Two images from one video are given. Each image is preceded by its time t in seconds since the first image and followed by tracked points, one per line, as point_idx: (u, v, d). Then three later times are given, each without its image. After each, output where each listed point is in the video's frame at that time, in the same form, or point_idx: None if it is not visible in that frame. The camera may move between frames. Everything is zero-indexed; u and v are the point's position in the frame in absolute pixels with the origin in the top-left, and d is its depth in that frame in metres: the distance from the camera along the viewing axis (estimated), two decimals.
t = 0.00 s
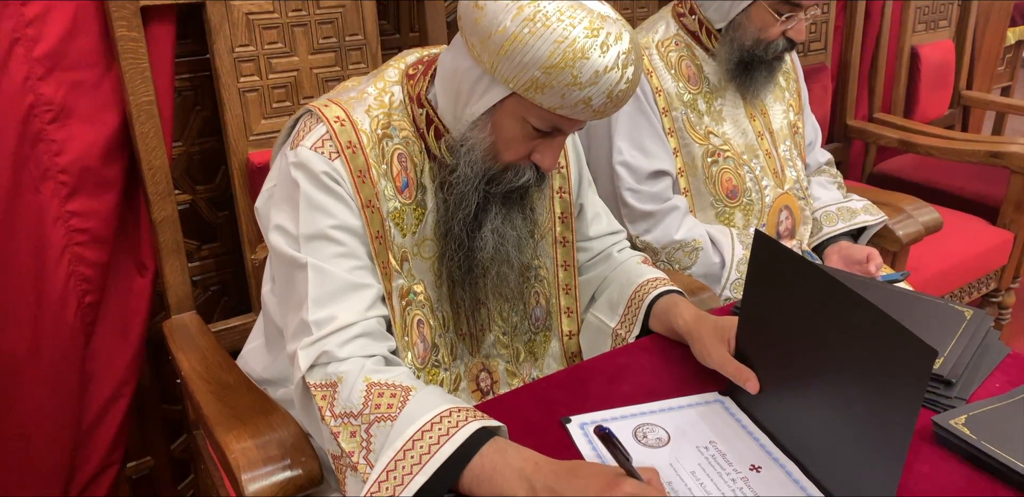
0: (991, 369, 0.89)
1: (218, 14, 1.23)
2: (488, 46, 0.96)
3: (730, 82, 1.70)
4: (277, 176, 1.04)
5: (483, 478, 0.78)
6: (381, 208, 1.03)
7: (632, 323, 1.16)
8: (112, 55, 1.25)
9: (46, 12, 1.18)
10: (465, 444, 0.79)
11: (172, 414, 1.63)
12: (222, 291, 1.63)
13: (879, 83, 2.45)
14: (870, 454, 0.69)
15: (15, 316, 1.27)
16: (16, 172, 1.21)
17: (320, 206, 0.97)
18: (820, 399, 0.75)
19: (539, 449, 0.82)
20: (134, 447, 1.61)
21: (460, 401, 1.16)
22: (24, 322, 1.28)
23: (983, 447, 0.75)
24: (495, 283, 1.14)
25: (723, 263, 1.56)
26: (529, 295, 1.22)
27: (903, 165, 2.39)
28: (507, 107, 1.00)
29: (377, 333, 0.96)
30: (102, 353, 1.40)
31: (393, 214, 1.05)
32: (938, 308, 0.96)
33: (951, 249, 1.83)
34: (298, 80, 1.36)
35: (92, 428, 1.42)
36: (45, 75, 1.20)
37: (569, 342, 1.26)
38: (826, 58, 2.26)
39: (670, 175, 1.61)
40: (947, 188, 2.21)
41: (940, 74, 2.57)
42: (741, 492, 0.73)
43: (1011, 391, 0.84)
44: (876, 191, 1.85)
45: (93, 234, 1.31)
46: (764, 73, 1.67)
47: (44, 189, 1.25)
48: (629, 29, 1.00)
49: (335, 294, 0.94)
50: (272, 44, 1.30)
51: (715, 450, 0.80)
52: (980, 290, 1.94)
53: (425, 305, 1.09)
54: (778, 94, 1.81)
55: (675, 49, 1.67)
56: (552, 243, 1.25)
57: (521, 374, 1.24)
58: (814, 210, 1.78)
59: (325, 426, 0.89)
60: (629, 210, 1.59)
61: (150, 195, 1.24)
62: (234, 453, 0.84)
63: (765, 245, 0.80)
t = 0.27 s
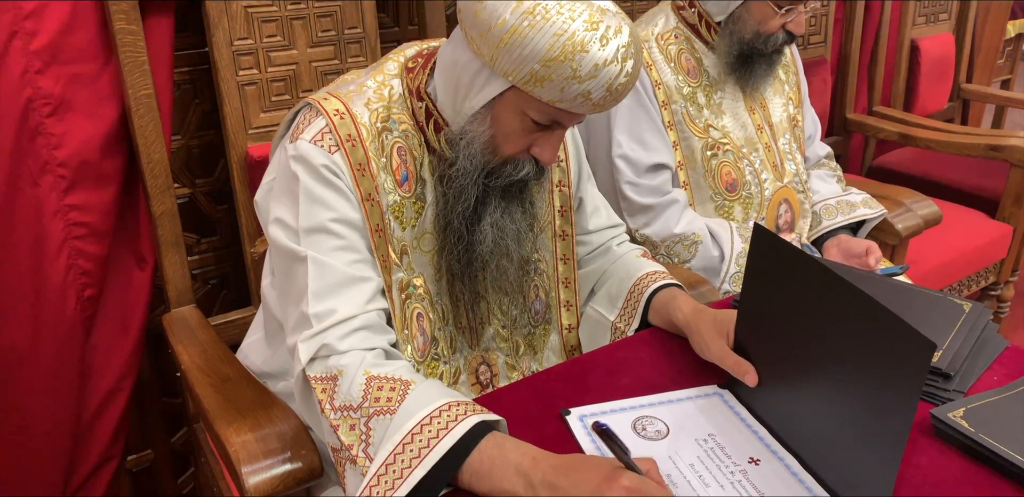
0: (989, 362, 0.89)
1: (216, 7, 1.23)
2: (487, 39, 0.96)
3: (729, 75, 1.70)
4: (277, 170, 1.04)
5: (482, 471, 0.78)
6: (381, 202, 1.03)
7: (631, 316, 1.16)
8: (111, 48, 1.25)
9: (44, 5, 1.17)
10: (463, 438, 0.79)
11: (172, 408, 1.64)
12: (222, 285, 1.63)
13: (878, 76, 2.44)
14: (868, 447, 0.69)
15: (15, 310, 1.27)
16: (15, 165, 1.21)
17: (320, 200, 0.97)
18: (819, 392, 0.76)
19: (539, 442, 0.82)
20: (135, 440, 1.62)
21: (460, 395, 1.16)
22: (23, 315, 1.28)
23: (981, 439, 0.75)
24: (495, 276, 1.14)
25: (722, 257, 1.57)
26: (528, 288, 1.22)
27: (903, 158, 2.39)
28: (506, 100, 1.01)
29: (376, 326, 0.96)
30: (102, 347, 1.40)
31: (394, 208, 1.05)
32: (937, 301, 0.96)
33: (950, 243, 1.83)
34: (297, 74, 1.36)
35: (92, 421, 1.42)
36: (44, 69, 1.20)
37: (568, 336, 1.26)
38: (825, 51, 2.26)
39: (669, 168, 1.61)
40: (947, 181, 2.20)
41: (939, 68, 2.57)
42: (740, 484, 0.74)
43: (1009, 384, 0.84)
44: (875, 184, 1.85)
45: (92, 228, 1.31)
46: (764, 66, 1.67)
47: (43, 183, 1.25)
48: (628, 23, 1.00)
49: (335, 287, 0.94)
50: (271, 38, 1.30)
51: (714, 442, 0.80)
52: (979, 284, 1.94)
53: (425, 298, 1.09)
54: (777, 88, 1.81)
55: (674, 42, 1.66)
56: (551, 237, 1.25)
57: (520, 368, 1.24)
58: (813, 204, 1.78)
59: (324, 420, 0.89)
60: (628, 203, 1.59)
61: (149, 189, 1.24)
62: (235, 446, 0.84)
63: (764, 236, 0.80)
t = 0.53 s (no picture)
0: (988, 355, 0.89)
1: None
2: (482, 29, 0.96)
3: (729, 68, 1.69)
4: (277, 164, 1.03)
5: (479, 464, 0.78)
6: (380, 196, 1.03)
7: (631, 309, 1.16)
8: (109, 41, 1.24)
9: None
10: (457, 433, 0.79)
11: (172, 401, 1.64)
12: (221, 278, 1.63)
13: (879, 69, 2.44)
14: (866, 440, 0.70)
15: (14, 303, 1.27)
16: (14, 158, 1.21)
17: (318, 195, 0.97)
18: (818, 384, 0.76)
19: (536, 436, 0.82)
20: (135, 433, 1.62)
21: (460, 388, 1.16)
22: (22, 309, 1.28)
23: (978, 431, 0.75)
24: (495, 268, 1.14)
25: (721, 250, 1.56)
26: (527, 282, 1.22)
27: (903, 151, 2.39)
28: (504, 90, 1.00)
29: (374, 321, 0.96)
30: (101, 340, 1.40)
31: (393, 202, 1.05)
32: (936, 295, 0.96)
33: (950, 236, 1.83)
34: (296, 67, 1.35)
35: (92, 414, 1.43)
36: (42, 61, 1.20)
37: (568, 329, 1.26)
38: (826, 44, 2.25)
39: (669, 161, 1.61)
40: (947, 174, 2.20)
41: (940, 61, 2.56)
42: (739, 477, 0.74)
43: (1008, 377, 0.85)
44: (875, 178, 1.85)
45: (91, 222, 1.31)
46: (764, 59, 1.66)
47: (42, 176, 1.25)
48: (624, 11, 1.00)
49: (333, 283, 0.94)
50: (270, 30, 1.29)
51: (712, 435, 0.80)
52: (978, 277, 1.94)
53: (424, 292, 1.09)
54: (778, 80, 1.80)
55: (674, 35, 1.66)
56: (551, 230, 1.25)
57: (520, 361, 1.24)
58: (813, 197, 1.77)
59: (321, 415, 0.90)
60: (628, 196, 1.59)
61: (148, 182, 1.23)
62: (235, 438, 0.84)
63: (769, 230, 0.80)
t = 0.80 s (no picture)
0: (987, 349, 0.90)
1: None
2: (466, 15, 0.96)
3: (729, 61, 1.69)
4: (276, 157, 1.03)
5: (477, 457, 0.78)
6: (379, 189, 1.03)
7: (631, 302, 1.16)
8: (107, 34, 1.24)
9: None
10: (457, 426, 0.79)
11: (172, 394, 1.64)
12: (221, 271, 1.63)
13: (878, 62, 2.43)
14: (863, 434, 0.70)
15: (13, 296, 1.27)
16: (13, 151, 1.21)
17: (317, 188, 0.97)
18: (817, 378, 0.76)
19: (535, 429, 0.82)
20: (135, 426, 1.63)
21: (459, 380, 1.16)
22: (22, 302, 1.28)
23: (978, 425, 0.75)
24: (497, 259, 1.14)
25: (721, 243, 1.56)
26: (527, 275, 1.22)
27: (903, 144, 2.39)
28: (495, 76, 0.99)
29: (373, 315, 0.96)
30: (101, 332, 1.41)
31: (392, 194, 1.05)
32: (935, 288, 0.96)
33: (949, 229, 1.83)
34: (295, 59, 1.35)
35: (92, 406, 1.43)
36: (40, 54, 1.19)
37: (567, 321, 1.27)
38: (826, 36, 2.25)
39: (669, 154, 1.60)
40: (946, 167, 2.20)
41: (939, 53, 2.56)
42: (739, 470, 0.74)
43: (1007, 370, 0.85)
44: (875, 171, 1.85)
45: (90, 214, 1.31)
46: (764, 52, 1.66)
47: (41, 168, 1.25)
48: None
49: (332, 276, 0.94)
50: (269, 23, 1.29)
51: (712, 428, 0.81)
52: (977, 270, 1.94)
53: (423, 285, 1.09)
54: (777, 73, 1.80)
55: (674, 28, 1.65)
56: (551, 223, 1.24)
57: (519, 353, 1.25)
58: (813, 190, 1.78)
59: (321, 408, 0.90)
60: (627, 189, 1.59)
61: (147, 175, 1.23)
62: (235, 431, 0.84)
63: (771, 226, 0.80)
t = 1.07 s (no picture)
0: (985, 341, 0.90)
1: None
2: (445, 8, 0.96)
3: (728, 54, 1.69)
4: (274, 151, 1.03)
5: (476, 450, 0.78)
6: (378, 183, 1.03)
7: (631, 295, 1.16)
8: (106, 27, 1.24)
9: None
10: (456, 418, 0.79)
11: (172, 387, 1.65)
12: (220, 265, 1.63)
13: (878, 55, 2.43)
14: (859, 424, 0.71)
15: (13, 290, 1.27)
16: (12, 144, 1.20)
17: (316, 182, 0.97)
18: (820, 369, 0.76)
19: (534, 421, 0.82)
20: (135, 420, 1.63)
21: (459, 373, 1.17)
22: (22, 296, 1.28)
23: (976, 417, 0.76)
24: (501, 250, 1.15)
25: (720, 237, 1.56)
26: (526, 268, 1.22)
27: (902, 138, 2.38)
28: (483, 65, 0.99)
29: (372, 309, 0.96)
30: (100, 326, 1.41)
31: (390, 188, 1.05)
32: (934, 280, 0.96)
33: (948, 223, 1.83)
34: (293, 53, 1.35)
35: (92, 400, 1.43)
36: (38, 47, 1.19)
37: (567, 314, 1.27)
38: (825, 30, 2.24)
39: (668, 147, 1.60)
40: (946, 161, 2.20)
41: (939, 47, 2.55)
42: (739, 459, 0.76)
43: (1005, 363, 0.85)
44: (875, 164, 1.84)
45: (89, 208, 1.31)
46: (764, 45, 1.66)
47: (39, 162, 1.25)
48: None
49: (331, 271, 0.94)
50: (268, 16, 1.29)
51: (714, 415, 0.82)
52: (976, 263, 1.94)
53: (422, 278, 1.09)
54: (777, 67, 1.80)
55: (673, 21, 1.64)
56: (550, 217, 1.24)
57: (519, 347, 1.25)
58: (811, 183, 1.78)
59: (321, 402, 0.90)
60: (627, 183, 1.59)
61: (146, 169, 1.23)
62: (235, 424, 0.84)
63: (769, 220, 0.80)
